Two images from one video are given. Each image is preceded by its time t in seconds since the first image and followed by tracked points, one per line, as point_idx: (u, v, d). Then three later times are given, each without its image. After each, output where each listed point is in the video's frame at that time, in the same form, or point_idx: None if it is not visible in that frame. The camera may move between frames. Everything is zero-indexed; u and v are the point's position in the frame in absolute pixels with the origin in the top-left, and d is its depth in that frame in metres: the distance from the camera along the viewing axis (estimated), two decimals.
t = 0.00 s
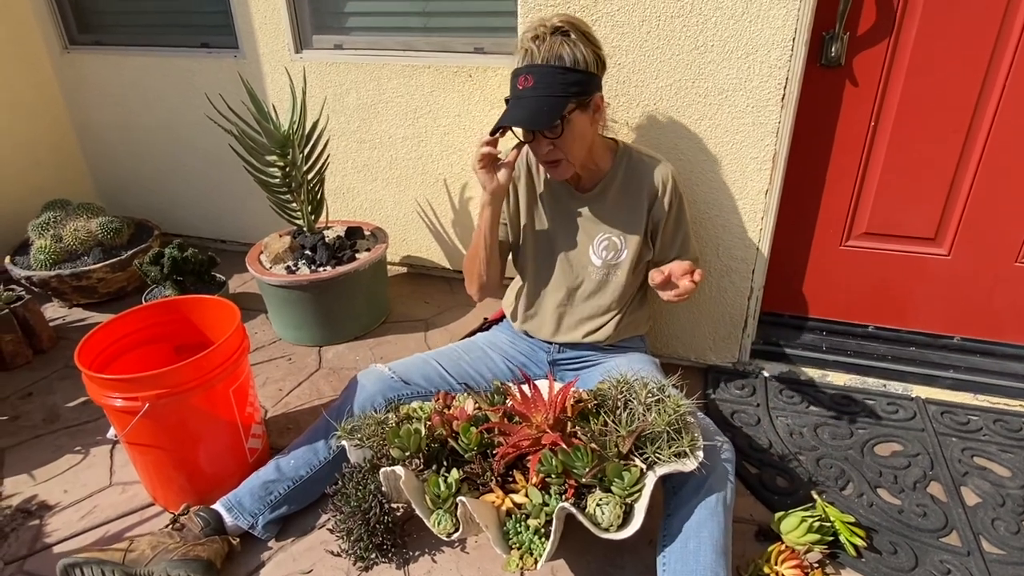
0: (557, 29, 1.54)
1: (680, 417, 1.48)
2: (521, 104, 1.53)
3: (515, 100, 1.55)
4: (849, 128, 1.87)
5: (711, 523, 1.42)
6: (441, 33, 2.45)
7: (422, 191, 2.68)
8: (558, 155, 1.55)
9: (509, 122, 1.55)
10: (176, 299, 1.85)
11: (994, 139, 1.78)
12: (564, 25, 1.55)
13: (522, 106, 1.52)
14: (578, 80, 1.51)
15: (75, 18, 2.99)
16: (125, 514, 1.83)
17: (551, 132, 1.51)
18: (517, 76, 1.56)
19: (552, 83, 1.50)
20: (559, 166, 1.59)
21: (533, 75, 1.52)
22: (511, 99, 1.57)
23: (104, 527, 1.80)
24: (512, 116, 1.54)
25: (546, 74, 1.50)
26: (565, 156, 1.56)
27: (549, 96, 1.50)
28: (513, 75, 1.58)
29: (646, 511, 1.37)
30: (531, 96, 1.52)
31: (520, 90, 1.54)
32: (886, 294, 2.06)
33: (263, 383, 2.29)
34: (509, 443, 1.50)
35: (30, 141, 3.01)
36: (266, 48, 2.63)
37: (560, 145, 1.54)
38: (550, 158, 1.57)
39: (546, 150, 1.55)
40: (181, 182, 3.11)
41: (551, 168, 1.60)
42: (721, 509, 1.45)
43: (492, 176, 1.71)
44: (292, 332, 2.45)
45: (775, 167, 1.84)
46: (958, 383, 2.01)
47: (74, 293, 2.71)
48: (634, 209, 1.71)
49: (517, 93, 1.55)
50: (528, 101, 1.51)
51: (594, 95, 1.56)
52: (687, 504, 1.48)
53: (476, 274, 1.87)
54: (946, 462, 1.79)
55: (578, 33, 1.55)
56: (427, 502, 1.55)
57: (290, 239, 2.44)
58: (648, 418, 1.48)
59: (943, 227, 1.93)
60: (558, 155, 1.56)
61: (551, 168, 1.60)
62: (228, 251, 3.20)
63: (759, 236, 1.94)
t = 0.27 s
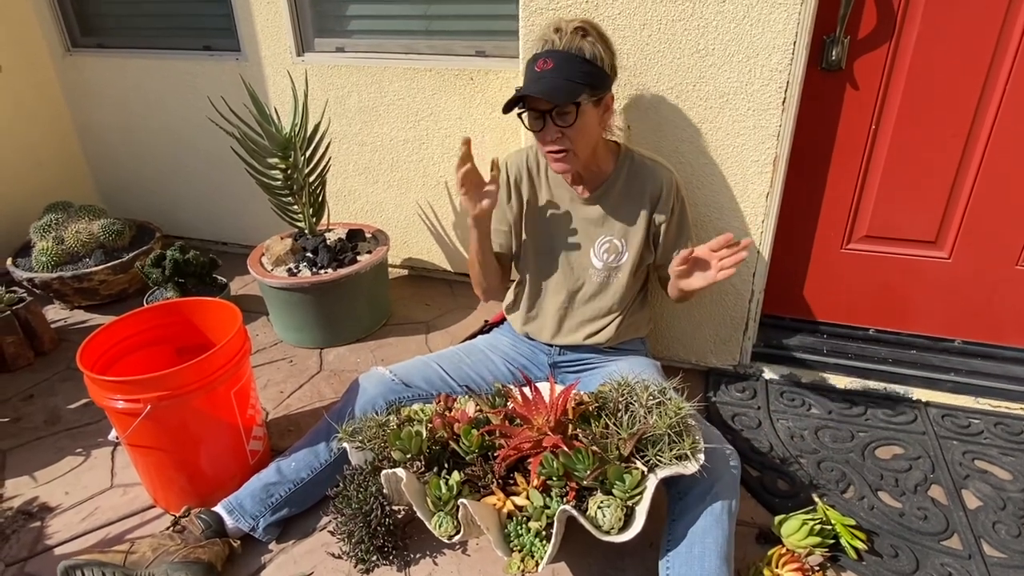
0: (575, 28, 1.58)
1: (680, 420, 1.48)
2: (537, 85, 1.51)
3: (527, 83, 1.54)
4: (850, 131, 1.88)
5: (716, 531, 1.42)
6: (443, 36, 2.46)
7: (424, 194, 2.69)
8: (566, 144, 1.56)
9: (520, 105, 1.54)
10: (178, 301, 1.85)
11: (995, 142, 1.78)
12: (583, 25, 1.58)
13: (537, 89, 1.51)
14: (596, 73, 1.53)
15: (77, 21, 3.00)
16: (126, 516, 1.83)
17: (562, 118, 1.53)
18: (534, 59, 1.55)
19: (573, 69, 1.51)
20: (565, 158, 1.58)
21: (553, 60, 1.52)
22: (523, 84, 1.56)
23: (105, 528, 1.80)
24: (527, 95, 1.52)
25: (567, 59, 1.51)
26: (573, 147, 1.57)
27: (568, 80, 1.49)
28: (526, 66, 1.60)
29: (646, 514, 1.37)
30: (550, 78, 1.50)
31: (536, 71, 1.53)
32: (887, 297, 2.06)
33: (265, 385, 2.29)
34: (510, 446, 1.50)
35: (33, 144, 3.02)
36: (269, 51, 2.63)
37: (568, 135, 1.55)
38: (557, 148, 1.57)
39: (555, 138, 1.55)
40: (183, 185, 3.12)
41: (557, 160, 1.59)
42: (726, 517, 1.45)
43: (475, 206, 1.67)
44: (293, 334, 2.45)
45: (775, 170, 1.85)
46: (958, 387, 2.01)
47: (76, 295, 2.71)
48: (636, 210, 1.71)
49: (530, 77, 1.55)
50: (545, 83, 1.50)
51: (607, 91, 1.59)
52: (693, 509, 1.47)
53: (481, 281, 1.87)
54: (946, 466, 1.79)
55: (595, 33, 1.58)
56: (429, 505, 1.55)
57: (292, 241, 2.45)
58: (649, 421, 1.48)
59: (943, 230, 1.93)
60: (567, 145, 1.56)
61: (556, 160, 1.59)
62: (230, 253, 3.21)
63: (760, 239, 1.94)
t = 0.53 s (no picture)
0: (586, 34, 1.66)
1: (681, 422, 1.48)
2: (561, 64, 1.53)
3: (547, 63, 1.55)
4: (849, 134, 1.88)
5: (718, 535, 1.42)
6: (444, 38, 2.46)
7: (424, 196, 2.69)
8: (582, 126, 1.56)
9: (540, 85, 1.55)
10: (179, 302, 1.85)
11: (995, 146, 1.78)
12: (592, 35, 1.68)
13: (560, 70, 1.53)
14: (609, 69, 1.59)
15: (79, 23, 3.00)
16: (126, 518, 1.83)
17: (579, 102, 1.55)
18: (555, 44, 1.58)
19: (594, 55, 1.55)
20: (579, 141, 1.57)
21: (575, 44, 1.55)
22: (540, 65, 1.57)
23: (105, 531, 1.80)
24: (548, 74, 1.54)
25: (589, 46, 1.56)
26: (588, 131, 1.57)
27: (592, 62, 1.53)
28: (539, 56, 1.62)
29: (646, 517, 1.37)
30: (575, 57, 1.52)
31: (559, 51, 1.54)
32: (887, 299, 2.06)
33: (265, 387, 2.29)
34: (511, 448, 1.50)
35: (34, 146, 3.02)
36: (270, 53, 2.64)
37: (583, 119, 1.56)
38: (571, 130, 1.56)
39: (571, 120, 1.55)
40: (183, 187, 3.12)
41: (569, 143, 1.57)
42: (729, 520, 1.44)
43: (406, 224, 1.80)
44: (294, 336, 2.45)
45: (776, 173, 1.85)
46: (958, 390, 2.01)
47: (76, 297, 2.71)
48: (636, 209, 1.72)
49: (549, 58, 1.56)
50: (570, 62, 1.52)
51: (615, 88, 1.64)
52: (696, 512, 1.47)
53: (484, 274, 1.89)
54: (947, 468, 1.79)
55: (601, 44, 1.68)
56: (429, 507, 1.55)
57: (293, 243, 2.45)
58: (650, 423, 1.48)
59: (944, 233, 1.94)
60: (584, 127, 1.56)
61: (568, 144, 1.57)
62: (230, 255, 3.21)
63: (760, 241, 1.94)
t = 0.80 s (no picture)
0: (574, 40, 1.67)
1: (681, 424, 1.48)
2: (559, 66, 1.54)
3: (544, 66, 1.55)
4: (849, 136, 1.88)
5: (718, 537, 1.42)
6: (444, 40, 2.46)
7: (425, 198, 2.69)
8: (581, 127, 1.56)
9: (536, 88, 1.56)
10: (180, 304, 1.86)
11: (995, 148, 1.79)
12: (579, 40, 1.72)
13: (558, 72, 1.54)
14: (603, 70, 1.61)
15: (80, 25, 3.01)
16: (127, 519, 1.83)
17: (575, 104, 1.56)
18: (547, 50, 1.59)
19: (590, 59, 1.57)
20: (579, 143, 1.57)
21: (570, 48, 1.56)
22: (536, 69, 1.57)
23: (105, 532, 1.80)
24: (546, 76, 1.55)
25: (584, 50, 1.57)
26: (588, 131, 1.57)
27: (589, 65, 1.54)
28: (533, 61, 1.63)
29: (646, 519, 1.37)
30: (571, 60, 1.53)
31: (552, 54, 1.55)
32: (887, 301, 2.06)
33: (265, 388, 2.30)
34: (511, 450, 1.50)
35: (35, 147, 3.03)
36: (271, 55, 2.64)
37: (582, 121, 1.56)
38: (571, 133, 1.56)
39: (570, 122, 1.56)
40: (184, 188, 3.13)
41: (570, 145, 1.57)
42: (729, 522, 1.44)
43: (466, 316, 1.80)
44: (294, 337, 2.45)
45: (776, 175, 1.85)
46: (959, 392, 2.01)
47: (77, 298, 2.72)
48: (633, 209, 1.72)
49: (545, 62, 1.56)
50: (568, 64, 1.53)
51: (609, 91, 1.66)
52: (697, 514, 1.47)
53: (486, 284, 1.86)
54: (947, 470, 1.79)
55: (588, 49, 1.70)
56: (429, 508, 1.56)
57: (293, 244, 2.45)
58: (650, 425, 1.48)
59: (943, 235, 1.94)
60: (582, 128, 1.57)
61: (568, 147, 1.57)
62: (231, 257, 3.21)
63: (760, 243, 1.95)
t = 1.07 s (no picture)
0: (564, 46, 1.64)
1: (681, 424, 1.48)
2: (551, 80, 1.50)
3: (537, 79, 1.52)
4: (850, 136, 1.88)
5: (719, 537, 1.42)
6: (445, 40, 2.46)
7: (425, 198, 2.69)
8: (581, 141, 1.56)
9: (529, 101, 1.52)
10: (180, 304, 1.85)
11: (995, 148, 1.79)
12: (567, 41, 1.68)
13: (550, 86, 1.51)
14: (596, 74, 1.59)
15: (80, 25, 3.01)
16: (126, 519, 1.83)
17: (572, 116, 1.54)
18: (538, 63, 1.55)
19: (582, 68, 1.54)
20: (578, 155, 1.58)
21: (561, 59, 1.53)
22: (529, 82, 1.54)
23: (105, 532, 1.80)
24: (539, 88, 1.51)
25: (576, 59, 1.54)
26: (587, 142, 1.57)
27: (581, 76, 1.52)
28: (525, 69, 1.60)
29: (646, 519, 1.37)
30: (562, 72, 1.50)
31: (545, 69, 1.52)
32: (887, 301, 2.06)
33: (265, 388, 2.29)
34: (511, 450, 1.50)
35: (35, 147, 3.03)
36: (271, 55, 2.64)
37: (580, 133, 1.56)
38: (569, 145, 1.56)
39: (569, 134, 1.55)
40: (184, 189, 3.13)
41: (570, 157, 1.58)
42: (729, 523, 1.44)
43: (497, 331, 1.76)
44: (294, 337, 2.45)
45: (776, 175, 1.85)
46: (959, 392, 2.01)
47: (77, 298, 2.72)
48: (633, 210, 1.71)
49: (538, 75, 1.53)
50: (560, 79, 1.50)
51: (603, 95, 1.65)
52: (698, 514, 1.47)
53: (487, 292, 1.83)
54: (947, 470, 1.79)
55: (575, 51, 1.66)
56: (429, 508, 1.55)
57: (293, 244, 2.44)
58: (650, 425, 1.48)
59: (944, 235, 1.94)
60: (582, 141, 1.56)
61: (568, 159, 1.58)
62: (231, 257, 3.21)
63: (760, 243, 1.94)
